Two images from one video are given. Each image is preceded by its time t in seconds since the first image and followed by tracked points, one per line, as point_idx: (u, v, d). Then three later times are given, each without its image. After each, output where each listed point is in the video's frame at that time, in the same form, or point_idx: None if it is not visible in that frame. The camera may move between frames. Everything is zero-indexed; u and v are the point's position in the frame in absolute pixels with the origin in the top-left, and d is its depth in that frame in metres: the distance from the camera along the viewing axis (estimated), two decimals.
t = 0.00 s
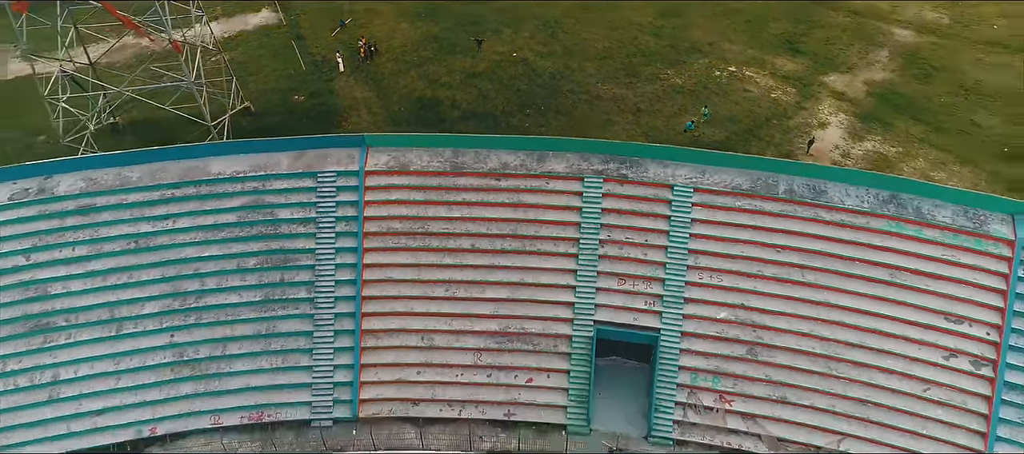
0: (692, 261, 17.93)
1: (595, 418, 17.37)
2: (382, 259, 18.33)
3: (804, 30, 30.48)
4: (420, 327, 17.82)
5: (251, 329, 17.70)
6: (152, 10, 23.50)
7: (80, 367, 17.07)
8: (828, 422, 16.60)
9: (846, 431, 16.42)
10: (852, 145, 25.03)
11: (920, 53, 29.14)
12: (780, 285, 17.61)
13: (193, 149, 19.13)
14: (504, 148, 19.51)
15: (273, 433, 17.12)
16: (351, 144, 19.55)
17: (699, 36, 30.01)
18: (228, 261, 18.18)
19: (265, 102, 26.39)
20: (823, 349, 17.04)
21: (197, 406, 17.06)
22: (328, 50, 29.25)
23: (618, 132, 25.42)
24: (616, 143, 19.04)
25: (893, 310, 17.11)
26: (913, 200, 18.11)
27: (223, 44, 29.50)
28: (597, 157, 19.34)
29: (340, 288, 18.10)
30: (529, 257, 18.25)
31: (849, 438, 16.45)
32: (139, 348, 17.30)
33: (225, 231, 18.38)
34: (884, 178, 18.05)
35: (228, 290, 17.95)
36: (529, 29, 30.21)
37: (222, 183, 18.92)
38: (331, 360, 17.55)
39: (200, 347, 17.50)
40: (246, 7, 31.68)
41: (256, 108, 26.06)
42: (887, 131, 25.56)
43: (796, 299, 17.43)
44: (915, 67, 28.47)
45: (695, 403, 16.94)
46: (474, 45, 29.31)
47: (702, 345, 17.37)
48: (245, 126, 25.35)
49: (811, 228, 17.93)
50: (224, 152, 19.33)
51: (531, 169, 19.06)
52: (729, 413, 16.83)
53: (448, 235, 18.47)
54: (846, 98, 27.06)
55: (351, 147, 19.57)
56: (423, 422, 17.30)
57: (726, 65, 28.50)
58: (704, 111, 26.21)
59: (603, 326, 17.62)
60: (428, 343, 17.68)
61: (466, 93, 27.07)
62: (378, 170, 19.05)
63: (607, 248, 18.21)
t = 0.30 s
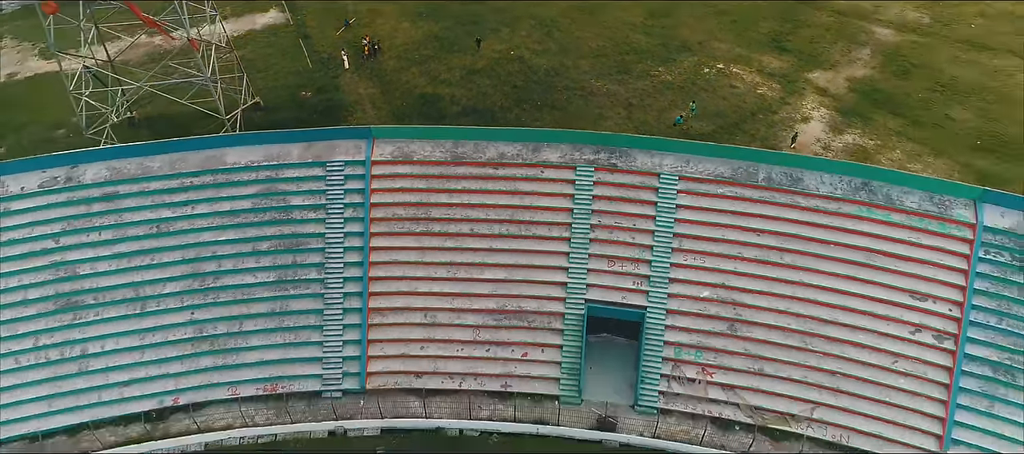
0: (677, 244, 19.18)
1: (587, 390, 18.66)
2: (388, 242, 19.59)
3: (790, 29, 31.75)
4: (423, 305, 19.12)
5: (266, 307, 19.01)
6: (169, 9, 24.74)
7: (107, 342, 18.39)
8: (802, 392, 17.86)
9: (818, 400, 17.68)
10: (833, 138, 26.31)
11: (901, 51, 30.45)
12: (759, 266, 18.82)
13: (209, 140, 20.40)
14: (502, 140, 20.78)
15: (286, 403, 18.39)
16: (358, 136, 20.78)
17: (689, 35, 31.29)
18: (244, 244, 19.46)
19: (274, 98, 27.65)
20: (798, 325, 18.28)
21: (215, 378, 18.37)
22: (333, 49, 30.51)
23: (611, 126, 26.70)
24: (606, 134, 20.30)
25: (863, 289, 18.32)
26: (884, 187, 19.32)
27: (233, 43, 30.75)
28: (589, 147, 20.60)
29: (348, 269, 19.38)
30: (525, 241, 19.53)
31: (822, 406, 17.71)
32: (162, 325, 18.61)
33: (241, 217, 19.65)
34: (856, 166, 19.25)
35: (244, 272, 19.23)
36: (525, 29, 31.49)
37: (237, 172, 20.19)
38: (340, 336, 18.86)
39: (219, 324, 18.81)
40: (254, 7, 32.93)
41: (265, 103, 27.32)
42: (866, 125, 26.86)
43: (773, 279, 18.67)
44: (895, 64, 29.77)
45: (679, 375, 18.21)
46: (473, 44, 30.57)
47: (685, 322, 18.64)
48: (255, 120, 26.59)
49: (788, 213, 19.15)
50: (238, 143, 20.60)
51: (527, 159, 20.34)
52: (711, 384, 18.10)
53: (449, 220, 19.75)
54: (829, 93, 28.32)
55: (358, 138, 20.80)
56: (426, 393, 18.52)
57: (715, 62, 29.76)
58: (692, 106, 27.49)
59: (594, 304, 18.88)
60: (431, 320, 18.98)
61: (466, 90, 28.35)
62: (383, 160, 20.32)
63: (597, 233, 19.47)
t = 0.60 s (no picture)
0: (664, 228, 20.49)
1: (579, 364, 19.98)
2: (392, 227, 20.91)
3: (777, 28, 33.07)
4: (426, 285, 20.45)
5: (280, 287, 20.36)
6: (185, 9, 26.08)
7: (131, 320, 19.75)
8: (779, 365, 19.18)
9: (793, 372, 19.02)
10: (815, 131, 27.60)
11: (883, 49, 31.79)
12: (739, 248, 20.14)
13: (225, 132, 21.72)
14: (499, 131, 22.10)
15: (299, 376, 19.74)
16: (364, 128, 22.10)
17: (680, 34, 32.58)
18: (258, 229, 20.76)
19: (283, 93, 28.98)
20: (776, 303, 19.60)
21: (232, 353, 19.73)
22: (339, 47, 31.80)
23: (604, 120, 28.02)
24: (597, 127, 21.65)
25: (837, 269, 19.61)
26: (857, 176, 20.63)
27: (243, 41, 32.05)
28: (581, 139, 21.91)
29: (356, 252, 20.70)
30: (521, 226, 20.84)
31: (797, 378, 19.02)
32: (183, 303, 19.94)
33: (255, 203, 20.95)
34: (831, 155, 20.57)
35: (258, 255, 20.55)
36: (523, 27, 32.81)
37: (251, 162, 21.50)
38: (349, 314, 20.21)
39: (236, 303, 20.14)
40: (262, 7, 34.24)
41: (275, 99, 28.63)
42: (847, 119, 28.19)
43: (752, 261, 19.97)
44: (876, 62, 31.11)
45: (665, 350, 19.54)
46: (472, 42, 31.89)
47: (671, 300, 19.95)
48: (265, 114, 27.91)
49: (767, 199, 20.47)
50: (252, 134, 21.90)
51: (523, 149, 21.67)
52: (694, 358, 19.44)
53: (450, 206, 21.06)
54: (812, 89, 29.65)
55: (364, 130, 22.12)
56: (429, 367, 19.93)
57: (704, 60, 31.07)
58: (681, 102, 28.80)
59: (585, 284, 20.18)
60: (433, 299, 20.32)
61: (466, 86, 29.67)
62: (389, 150, 21.64)
63: (589, 218, 20.78)
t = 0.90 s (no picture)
0: (651, 214, 21.82)
1: (571, 341, 21.34)
2: (396, 213, 22.25)
3: (765, 26, 34.42)
4: (428, 267, 21.79)
5: (291, 268, 21.71)
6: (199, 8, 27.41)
7: (152, 298, 21.11)
8: (758, 341, 20.52)
9: (771, 347, 20.36)
10: (799, 125, 28.92)
11: (866, 46, 33.14)
12: (722, 232, 21.47)
13: (239, 124, 23.04)
14: (497, 123, 23.44)
15: (309, 352, 21.10)
16: (369, 120, 23.40)
17: (671, 32, 33.90)
18: (270, 214, 22.10)
19: (290, 88, 30.31)
20: (756, 283, 20.93)
21: (247, 330, 21.09)
22: (343, 44, 33.12)
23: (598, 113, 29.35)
24: (589, 119, 22.98)
25: (813, 252, 20.94)
26: (833, 165, 21.96)
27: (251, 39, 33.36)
28: (574, 130, 23.24)
29: (362, 236, 22.05)
30: (517, 212, 22.19)
31: (775, 352, 20.38)
32: (200, 284, 21.31)
33: (267, 191, 22.29)
34: (808, 145, 21.89)
35: (270, 238, 21.90)
36: (520, 26, 34.15)
37: (263, 151, 22.82)
38: (356, 294, 21.57)
39: (249, 283, 21.49)
40: (269, 7, 35.57)
41: (283, 94, 29.97)
42: (830, 113, 29.54)
43: (734, 244, 21.30)
44: (859, 59, 32.47)
45: (651, 327, 20.91)
46: (472, 40, 33.22)
47: (657, 281, 21.29)
48: (273, 109, 29.23)
49: (748, 187, 21.80)
50: (263, 126, 23.23)
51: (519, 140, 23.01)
52: (678, 334, 20.78)
53: (450, 193, 22.39)
54: (797, 85, 30.99)
55: (369, 122, 23.43)
56: (431, 344, 21.33)
57: (694, 57, 32.40)
58: (671, 97, 30.14)
59: (578, 266, 21.50)
60: (434, 280, 21.67)
61: (465, 82, 31.01)
62: (393, 141, 22.96)
63: (581, 205, 22.13)
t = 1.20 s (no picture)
0: (639, 201, 23.16)
1: (564, 320, 22.69)
2: (399, 200, 23.59)
3: (753, 25, 35.77)
4: (429, 251, 23.13)
5: (300, 252, 23.04)
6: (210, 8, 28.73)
7: (170, 280, 22.44)
8: (739, 319, 21.87)
9: (751, 325, 21.72)
10: (783, 119, 30.27)
11: (849, 44, 34.49)
12: (705, 218, 22.80)
13: (250, 117, 24.38)
14: (494, 116, 24.77)
15: (318, 330, 22.45)
16: (373, 113, 24.71)
17: (663, 31, 35.24)
18: (280, 202, 23.42)
19: (297, 84, 31.66)
20: (737, 266, 22.28)
21: (259, 310, 22.41)
22: (347, 43, 34.45)
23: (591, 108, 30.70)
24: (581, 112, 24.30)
25: (791, 236, 22.28)
26: (811, 155, 23.30)
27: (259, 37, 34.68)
28: (567, 122, 24.56)
29: (367, 222, 23.39)
30: (513, 199, 23.54)
31: (755, 330, 21.73)
32: (215, 266, 22.63)
33: (277, 180, 23.61)
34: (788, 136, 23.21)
35: (281, 224, 23.23)
36: (518, 25, 35.48)
37: (273, 142, 24.14)
38: (361, 276, 22.91)
39: (261, 266, 22.81)
40: (276, 6, 36.89)
41: (290, 89, 31.30)
42: (813, 108, 30.89)
43: (717, 229, 22.65)
44: (843, 56, 33.81)
45: (639, 307, 22.25)
46: (471, 38, 34.57)
47: (645, 264, 22.64)
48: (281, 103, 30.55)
49: (730, 175, 23.15)
50: (273, 119, 24.56)
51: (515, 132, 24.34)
52: (664, 314, 22.13)
53: (450, 182, 23.73)
54: (782, 81, 32.34)
55: (373, 115, 24.75)
56: (433, 323, 22.60)
57: (684, 54, 33.73)
58: (662, 92, 31.50)
59: (570, 250, 22.83)
60: (435, 263, 23.01)
61: (465, 78, 32.37)
62: (396, 133, 24.31)
63: (574, 193, 23.47)
